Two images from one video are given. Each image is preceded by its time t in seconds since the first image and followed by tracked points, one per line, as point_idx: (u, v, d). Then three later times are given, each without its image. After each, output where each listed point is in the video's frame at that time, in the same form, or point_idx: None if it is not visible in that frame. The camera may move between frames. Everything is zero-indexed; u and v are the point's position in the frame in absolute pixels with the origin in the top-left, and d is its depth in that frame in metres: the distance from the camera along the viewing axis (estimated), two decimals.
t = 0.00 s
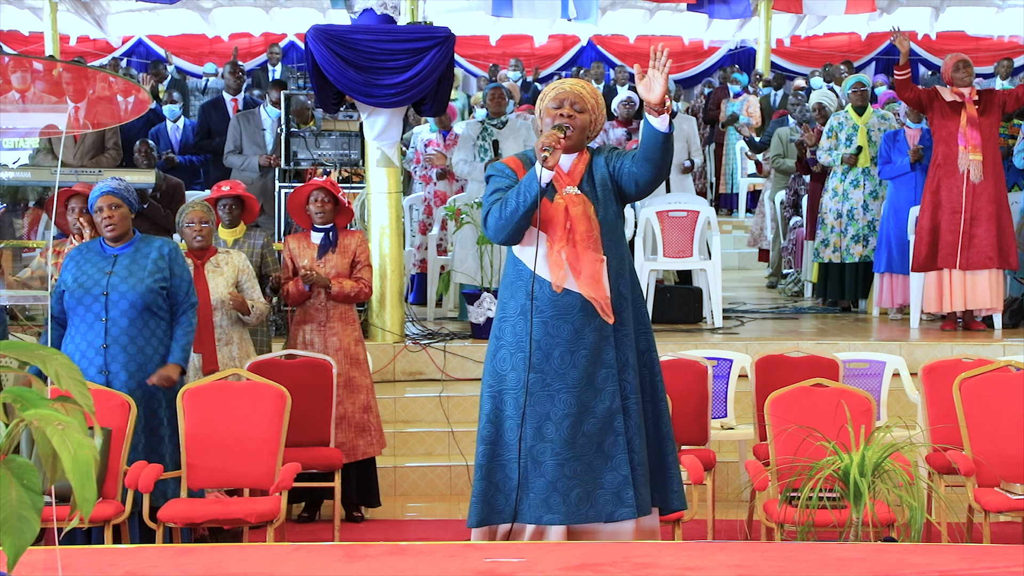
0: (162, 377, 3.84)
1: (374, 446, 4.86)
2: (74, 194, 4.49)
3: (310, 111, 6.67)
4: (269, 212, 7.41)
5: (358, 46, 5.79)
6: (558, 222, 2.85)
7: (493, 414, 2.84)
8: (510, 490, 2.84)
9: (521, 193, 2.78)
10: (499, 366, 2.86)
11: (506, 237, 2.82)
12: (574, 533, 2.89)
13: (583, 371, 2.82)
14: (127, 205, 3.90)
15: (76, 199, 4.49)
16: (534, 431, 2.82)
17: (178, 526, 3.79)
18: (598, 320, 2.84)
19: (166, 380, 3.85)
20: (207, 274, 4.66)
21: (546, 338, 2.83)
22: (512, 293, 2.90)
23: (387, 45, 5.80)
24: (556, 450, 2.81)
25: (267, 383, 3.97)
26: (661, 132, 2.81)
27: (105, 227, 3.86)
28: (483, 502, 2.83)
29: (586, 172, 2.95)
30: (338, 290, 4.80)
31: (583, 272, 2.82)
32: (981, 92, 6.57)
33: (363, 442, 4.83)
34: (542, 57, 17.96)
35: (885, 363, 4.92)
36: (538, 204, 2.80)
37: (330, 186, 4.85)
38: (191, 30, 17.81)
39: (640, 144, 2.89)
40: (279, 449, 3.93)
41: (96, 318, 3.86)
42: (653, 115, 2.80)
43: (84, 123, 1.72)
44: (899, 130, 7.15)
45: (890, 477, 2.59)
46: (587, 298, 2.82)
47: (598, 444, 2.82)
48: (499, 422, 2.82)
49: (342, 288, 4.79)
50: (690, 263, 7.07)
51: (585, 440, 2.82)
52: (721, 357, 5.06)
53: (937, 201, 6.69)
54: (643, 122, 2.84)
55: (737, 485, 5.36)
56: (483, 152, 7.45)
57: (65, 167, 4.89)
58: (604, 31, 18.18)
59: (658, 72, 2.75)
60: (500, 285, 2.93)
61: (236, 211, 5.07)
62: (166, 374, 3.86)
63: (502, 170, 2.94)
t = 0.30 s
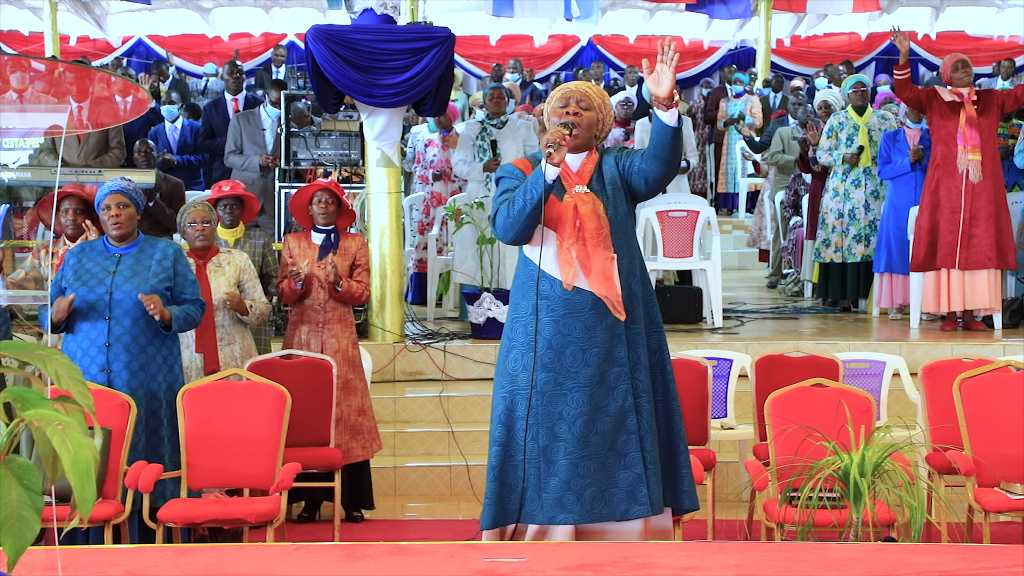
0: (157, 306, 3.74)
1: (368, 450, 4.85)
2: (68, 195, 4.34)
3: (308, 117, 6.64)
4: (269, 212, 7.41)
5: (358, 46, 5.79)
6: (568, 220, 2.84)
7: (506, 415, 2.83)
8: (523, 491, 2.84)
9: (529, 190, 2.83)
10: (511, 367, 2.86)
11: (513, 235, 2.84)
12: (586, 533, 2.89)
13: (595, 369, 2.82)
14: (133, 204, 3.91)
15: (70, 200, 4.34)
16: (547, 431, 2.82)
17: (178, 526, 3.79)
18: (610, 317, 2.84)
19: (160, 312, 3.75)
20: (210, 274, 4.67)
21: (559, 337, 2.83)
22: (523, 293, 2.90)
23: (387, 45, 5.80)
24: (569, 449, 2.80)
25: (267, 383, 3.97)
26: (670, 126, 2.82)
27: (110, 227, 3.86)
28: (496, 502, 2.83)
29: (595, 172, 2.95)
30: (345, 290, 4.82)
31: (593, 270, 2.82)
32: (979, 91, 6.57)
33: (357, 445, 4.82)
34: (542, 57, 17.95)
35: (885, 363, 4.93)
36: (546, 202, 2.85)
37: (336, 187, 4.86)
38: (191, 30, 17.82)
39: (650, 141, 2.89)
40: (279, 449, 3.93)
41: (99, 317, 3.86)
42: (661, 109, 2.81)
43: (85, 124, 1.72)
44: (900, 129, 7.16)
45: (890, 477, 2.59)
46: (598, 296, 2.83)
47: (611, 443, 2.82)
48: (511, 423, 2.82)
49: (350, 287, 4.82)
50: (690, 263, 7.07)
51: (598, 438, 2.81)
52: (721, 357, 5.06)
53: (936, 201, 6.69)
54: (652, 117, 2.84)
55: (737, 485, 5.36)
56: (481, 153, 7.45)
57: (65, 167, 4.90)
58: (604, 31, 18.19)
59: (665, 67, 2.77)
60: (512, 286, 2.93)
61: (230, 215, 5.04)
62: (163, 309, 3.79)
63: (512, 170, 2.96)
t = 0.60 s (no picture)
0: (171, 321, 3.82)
1: (371, 449, 4.85)
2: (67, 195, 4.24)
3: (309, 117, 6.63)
4: (269, 212, 7.42)
5: (358, 46, 5.78)
6: (574, 218, 2.85)
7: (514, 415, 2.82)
8: (532, 490, 2.83)
9: (531, 187, 2.83)
10: (519, 365, 2.85)
11: (518, 233, 2.84)
12: (593, 532, 2.88)
13: (603, 367, 2.81)
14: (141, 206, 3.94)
15: (69, 199, 4.25)
16: (556, 430, 2.82)
17: (178, 526, 3.79)
18: (617, 315, 2.84)
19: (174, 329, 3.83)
20: (220, 274, 4.68)
21: (567, 336, 2.83)
22: (530, 293, 2.90)
23: (387, 45, 5.79)
24: (578, 447, 2.80)
25: (268, 383, 3.97)
26: (677, 119, 2.83)
27: (118, 226, 3.87)
28: (505, 502, 2.82)
29: (602, 171, 2.95)
30: (342, 292, 4.80)
31: (600, 268, 2.82)
32: (977, 91, 6.56)
33: (360, 445, 4.82)
34: (542, 57, 17.96)
35: (885, 363, 4.93)
36: (548, 200, 2.84)
37: (340, 187, 4.85)
38: (191, 30, 17.81)
39: (657, 138, 2.89)
40: (279, 449, 3.93)
41: (107, 317, 3.87)
42: (668, 102, 2.80)
43: (87, 124, 1.72)
44: (900, 130, 7.18)
45: (890, 477, 2.59)
46: (606, 294, 2.83)
47: (620, 441, 2.81)
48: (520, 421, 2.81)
49: (346, 291, 4.80)
50: (690, 263, 7.08)
51: (607, 437, 2.81)
52: (721, 357, 5.06)
53: (935, 201, 6.68)
54: (660, 112, 2.85)
55: (737, 485, 5.36)
56: (480, 154, 7.42)
57: (66, 167, 4.91)
58: (604, 32, 18.18)
59: (673, 60, 2.74)
60: (520, 286, 2.93)
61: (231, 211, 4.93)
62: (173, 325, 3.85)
63: (517, 170, 2.97)
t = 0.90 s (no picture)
0: (191, 331, 3.92)
1: (380, 447, 4.87)
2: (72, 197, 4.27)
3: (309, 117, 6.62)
4: (269, 213, 7.44)
5: (358, 46, 5.78)
6: (577, 218, 2.85)
7: (519, 414, 2.83)
8: (537, 489, 2.83)
9: (533, 185, 2.85)
10: (524, 365, 2.86)
11: (520, 232, 2.85)
12: (598, 532, 2.88)
13: (609, 367, 2.82)
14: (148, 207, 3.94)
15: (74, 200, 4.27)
16: (560, 429, 2.82)
17: (178, 526, 3.79)
18: (622, 314, 2.85)
19: (195, 340, 3.94)
20: (235, 274, 4.68)
21: (573, 336, 2.83)
22: (536, 293, 2.90)
23: (387, 45, 5.79)
24: (583, 446, 2.80)
25: (268, 383, 3.97)
26: (682, 117, 2.82)
27: (125, 227, 3.87)
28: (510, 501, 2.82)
29: (606, 172, 2.95)
30: (349, 290, 4.81)
31: (605, 267, 2.83)
32: (976, 91, 6.55)
33: (371, 442, 4.84)
34: (542, 57, 17.96)
35: (885, 363, 4.92)
36: (550, 200, 2.86)
37: (344, 185, 4.87)
38: (191, 30, 17.80)
39: (661, 136, 2.89)
40: (279, 449, 3.93)
41: (113, 318, 3.87)
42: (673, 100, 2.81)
43: (88, 124, 1.72)
44: (900, 130, 7.18)
45: (890, 477, 2.59)
46: (611, 293, 2.83)
47: (624, 441, 2.81)
48: (525, 421, 2.82)
49: (353, 288, 4.80)
50: (690, 263, 7.08)
51: (612, 436, 2.81)
52: (721, 357, 5.06)
53: (935, 202, 6.69)
54: (664, 110, 2.85)
55: (737, 485, 5.36)
56: (479, 155, 7.41)
57: (65, 167, 4.91)
58: (604, 32, 18.19)
59: (677, 59, 2.79)
60: (526, 286, 2.94)
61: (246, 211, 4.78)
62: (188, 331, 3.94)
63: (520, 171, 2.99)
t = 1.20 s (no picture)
0: (193, 326, 3.92)
1: (393, 446, 4.87)
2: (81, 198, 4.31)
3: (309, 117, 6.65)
4: (269, 213, 7.44)
5: (358, 46, 5.77)
6: (579, 217, 2.85)
7: (521, 413, 2.83)
8: (541, 488, 2.83)
9: (533, 183, 2.85)
10: (526, 364, 2.86)
11: (522, 231, 2.85)
12: (600, 531, 2.88)
13: (611, 366, 2.81)
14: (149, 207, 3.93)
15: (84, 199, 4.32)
16: (562, 428, 2.82)
17: (178, 526, 3.79)
18: (624, 313, 2.84)
19: (196, 337, 3.95)
20: (245, 275, 4.69)
21: (575, 334, 2.83)
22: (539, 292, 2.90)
23: (387, 45, 5.79)
24: (584, 446, 2.81)
25: (267, 383, 3.97)
26: (684, 115, 2.82)
27: (126, 227, 3.87)
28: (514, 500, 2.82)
29: (607, 172, 2.95)
30: (359, 290, 4.80)
31: (607, 266, 2.83)
32: (975, 91, 6.55)
33: (383, 441, 4.84)
34: (542, 57, 17.87)
35: (885, 363, 4.92)
36: (550, 199, 2.87)
37: (344, 186, 4.85)
38: (191, 30, 17.81)
39: (664, 135, 2.88)
40: (279, 449, 3.93)
41: (114, 317, 3.88)
42: (676, 97, 2.81)
43: (89, 124, 1.72)
44: (899, 130, 7.18)
45: (890, 477, 2.59)
46: (613, 292, 2.83)
47: (626, 440, 2.81)
48: (526, 419, 2.82)
49: (363, 288, 4.79)
50: (690, 263, 7.08)
51: (614, 436, 2.81)
52: (721, 357, 5.06)
53: (936, 202, 6.69)
54: (667, 108, 2.84)
55: (737, 485, 5.36)
56: (479, 154, 7.42)
57: (65, 167, 4.91)
58: (604, 32, 18.19)
59: (679, 55, 2.78)
60: (529, 284, 2.93)
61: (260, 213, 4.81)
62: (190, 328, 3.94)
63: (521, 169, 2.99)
